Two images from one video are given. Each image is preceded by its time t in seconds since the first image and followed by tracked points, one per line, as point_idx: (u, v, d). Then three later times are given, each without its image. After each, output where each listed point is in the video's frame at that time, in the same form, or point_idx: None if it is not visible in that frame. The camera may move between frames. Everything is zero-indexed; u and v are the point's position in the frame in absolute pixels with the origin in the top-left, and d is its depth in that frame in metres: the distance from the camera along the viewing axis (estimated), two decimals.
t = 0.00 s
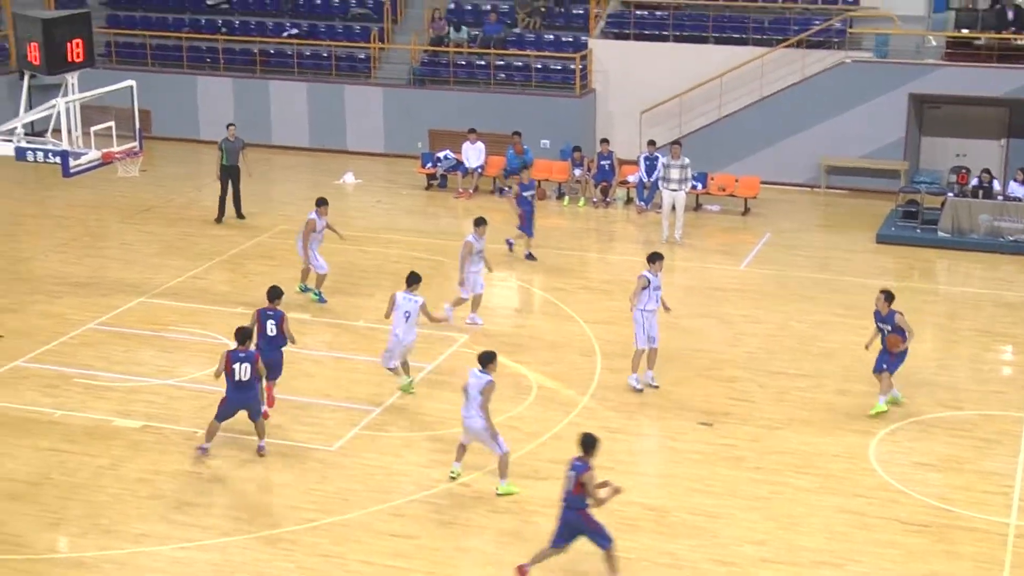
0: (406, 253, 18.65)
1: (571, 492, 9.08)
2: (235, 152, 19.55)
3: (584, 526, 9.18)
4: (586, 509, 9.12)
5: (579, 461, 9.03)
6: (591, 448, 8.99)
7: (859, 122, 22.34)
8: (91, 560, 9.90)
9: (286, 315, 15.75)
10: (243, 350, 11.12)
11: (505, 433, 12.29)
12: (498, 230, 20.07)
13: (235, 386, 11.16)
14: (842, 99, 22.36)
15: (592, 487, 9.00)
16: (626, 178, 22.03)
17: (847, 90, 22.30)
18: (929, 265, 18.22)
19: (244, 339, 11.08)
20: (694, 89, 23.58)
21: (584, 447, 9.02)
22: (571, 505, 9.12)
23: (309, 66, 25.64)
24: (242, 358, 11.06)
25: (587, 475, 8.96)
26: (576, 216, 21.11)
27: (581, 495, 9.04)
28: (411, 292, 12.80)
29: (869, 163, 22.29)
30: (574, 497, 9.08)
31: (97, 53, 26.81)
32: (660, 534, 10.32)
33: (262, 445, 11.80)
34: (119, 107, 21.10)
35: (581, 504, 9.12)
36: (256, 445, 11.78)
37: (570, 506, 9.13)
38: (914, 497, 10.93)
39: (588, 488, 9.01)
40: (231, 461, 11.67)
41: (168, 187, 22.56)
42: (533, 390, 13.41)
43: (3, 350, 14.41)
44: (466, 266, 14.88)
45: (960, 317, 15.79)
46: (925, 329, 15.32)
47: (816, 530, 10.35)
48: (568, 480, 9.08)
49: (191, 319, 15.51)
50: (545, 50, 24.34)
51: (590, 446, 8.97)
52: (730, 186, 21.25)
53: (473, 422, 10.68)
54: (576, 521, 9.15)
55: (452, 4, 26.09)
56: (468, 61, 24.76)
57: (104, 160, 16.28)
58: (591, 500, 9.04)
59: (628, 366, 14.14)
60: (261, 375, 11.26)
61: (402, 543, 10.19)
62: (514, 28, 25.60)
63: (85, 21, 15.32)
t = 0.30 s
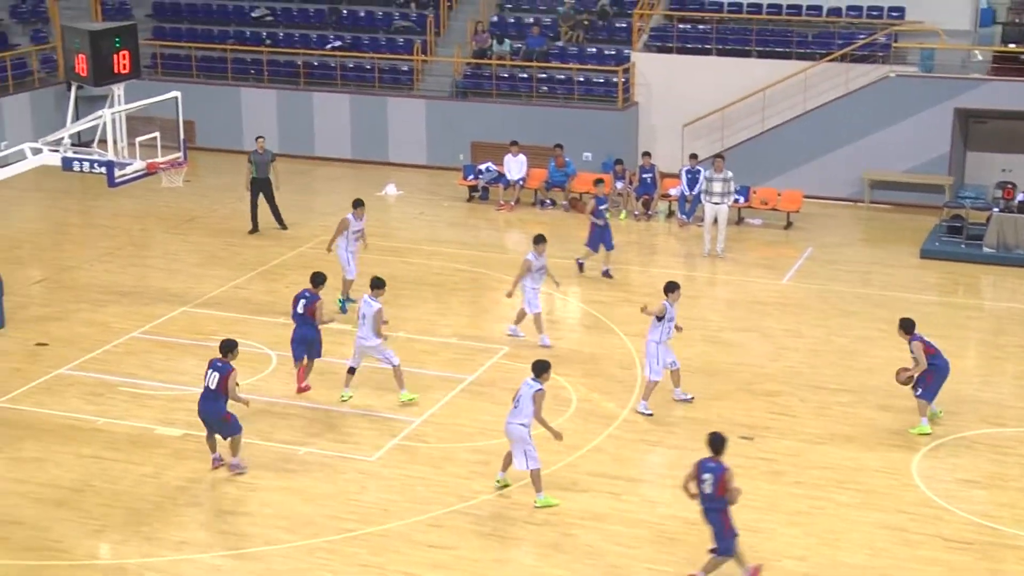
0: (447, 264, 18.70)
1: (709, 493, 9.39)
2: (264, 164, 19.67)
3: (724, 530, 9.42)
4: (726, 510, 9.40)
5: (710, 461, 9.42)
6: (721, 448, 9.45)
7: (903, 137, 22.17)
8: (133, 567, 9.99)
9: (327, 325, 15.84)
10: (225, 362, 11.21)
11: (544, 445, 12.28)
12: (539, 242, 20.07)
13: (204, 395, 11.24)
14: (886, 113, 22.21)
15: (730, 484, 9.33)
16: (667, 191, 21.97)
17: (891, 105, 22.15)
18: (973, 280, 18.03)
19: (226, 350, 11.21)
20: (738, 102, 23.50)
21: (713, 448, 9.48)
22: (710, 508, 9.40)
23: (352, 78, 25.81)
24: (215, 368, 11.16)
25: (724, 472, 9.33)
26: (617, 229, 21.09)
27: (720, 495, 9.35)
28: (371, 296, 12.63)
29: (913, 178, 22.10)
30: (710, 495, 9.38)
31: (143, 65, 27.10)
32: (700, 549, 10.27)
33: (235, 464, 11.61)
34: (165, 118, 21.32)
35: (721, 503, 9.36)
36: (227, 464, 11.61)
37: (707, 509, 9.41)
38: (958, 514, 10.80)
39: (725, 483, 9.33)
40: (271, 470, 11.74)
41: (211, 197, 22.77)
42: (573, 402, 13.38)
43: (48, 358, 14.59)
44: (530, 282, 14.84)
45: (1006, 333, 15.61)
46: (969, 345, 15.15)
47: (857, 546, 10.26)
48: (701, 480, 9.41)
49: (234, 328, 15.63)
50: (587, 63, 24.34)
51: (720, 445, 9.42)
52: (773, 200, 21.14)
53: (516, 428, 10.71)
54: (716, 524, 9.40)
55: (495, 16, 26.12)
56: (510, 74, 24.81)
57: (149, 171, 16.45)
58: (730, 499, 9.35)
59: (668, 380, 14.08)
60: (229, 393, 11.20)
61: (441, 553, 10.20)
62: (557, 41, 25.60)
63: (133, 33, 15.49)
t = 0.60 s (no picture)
0: (489, 261, 18.72)
1: (818, 485, 9.34)
2: (298, 160, 19.77)
3: (841, 517, 9.42)
4: (840, 499, 9.37)
5: (819, 452, 9.35)
6: (829, 438, 9.32)
7: (950, 136, 21.93)
8: (174, 559, 10.09)
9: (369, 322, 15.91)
10: (216, 382, 10.61)
11: (584, 444, 12.26)
12: (581, 241, 20.03)
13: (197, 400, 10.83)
14: (933, 113, 21.98)
15: (840, 476, 9.25)
16: (710, 190, 21.85)
17: (938, 104, 21.92)
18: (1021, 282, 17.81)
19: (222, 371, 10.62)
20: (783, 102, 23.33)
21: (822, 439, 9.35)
22: (822, 498, 9.38)
23: (396, 75, 25.90)
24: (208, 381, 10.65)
25: (832, 464, 9.24)
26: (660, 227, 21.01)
27: (830, 486, 9.29)
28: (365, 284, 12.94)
29: (960, 179, 21.86)
30: (821, 488, 9.34)
31: (189, 61, 27.32)
32: (741, 549, 10.22)
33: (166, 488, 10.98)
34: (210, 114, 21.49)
35: (831, 494, 9.33)
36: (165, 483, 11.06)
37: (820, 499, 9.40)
38: (1002, 518, 10.68)
39: (833, 477, 9.25)
40: (312, 465, 11.82)
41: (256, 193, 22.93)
42: (614, 401, 13.35)
43: (93, 352, 14.75)
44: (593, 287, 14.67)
45: None
46: (1016, 347, 14.97)
47: (899, 549, 10.15)
48: (810, 473, 9.37)
49: (276, 324, 15.74)
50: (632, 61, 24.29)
51: (825, 437, 9.28)
52: (817, 200, 20.98)
53: (554, 426, 10.71)
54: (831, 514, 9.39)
55: (540, 14, 26.10)
56: (554, 72, 24.80)
57: (194, 166, 16.59)
58: (841, 490, 9.29)
59: (709, 379, 14.03)
60: (204, 412, 10.67)
61: (480, 550, 10.22)
62: (601, 39, 25.55)
63: (178, 29, 15.66)
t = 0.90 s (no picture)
0: (496, 261, 18.72)
1: (877, 487, 9.43)
2: (301, 162, 19.81)
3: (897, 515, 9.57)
4: (897, 499, 9.50)
5: (874, 455, 9.40)
6: (882, 442, 9.36)
7: (959, 137, 21.88)
8: (181, 558, 10.11)
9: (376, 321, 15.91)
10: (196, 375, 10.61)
11: (592, 444, 12.25)
12: (590, 240, 20.01)
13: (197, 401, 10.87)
14: (941, 113, 21.94)
15: (899, 477, 9.36)
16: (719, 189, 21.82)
17: (946, 104, 21.88)
18: None
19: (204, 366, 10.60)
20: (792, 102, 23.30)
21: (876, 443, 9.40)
22: (879, 499, 9.48)
23: (404, 75, 25.91)
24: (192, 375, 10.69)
25: (891, 467, 9.32)
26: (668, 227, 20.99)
27: (890, 488, 9.40)
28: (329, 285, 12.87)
29: (969, 179, 21.81)
30: (881, 491, 9.43)
31: (197, 60, 27.36)
32: (747, 549, 10.21)
33: (167, 490, 11.01)
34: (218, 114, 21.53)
35: (890, 495, 9.44)
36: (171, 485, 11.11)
37: (875, 501, 9.50)
38: (1010, 518, 10.66)
39: (893, 479, 9.36)
40: (319, 464, 11.83)
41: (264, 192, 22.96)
42: (621, 401, 13.34)
43: (102, 351, 14.78)
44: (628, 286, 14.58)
45: None
46: None
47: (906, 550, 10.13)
48: (868, 477, 9.42)
49: (284, 323, 15.76)
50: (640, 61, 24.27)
51: (882, 442, 9.31)
52: (825, 200, 20.93)
53: (555, 411, 10.96)
54: (888, 513, 9.51)
55: (548, 13, 26.09)
56: (562, 72, 24.79)
57: (203, 166, 16.61)
58: (901, 491, 9.39)
59: (717, 379, 14.01)
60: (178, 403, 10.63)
61: (487, 550, 10.23)
62: (609, 38, 25.54)
63: (187, 29, 15.70)
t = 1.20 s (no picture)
0: (495, 261, 18.72)
1: (893, 475, 9.39)
2: (295, 162, 19.81)
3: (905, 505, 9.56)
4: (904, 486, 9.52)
5: (887, 442, 9.38)
6: (895, 429, 9.38)
7: (957, 137, 21.90)
8: (180, 558, 10.10)
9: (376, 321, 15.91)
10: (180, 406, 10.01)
11: (591, 443, 12.25)
12: (589, 240, 20.00)
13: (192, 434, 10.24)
14: (940, 113, 21.95)
15: (914, 461, 9.40)
16: (718, 189, 21.80)
17: (945, 105, 21.89)
18: None
19: (187, 395, 9.94)
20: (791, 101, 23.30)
21: (886, 431, 9.41)
22: (893, 488, 9.43)
23: (403, 74, 25.92)
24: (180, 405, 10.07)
25: (910, 451, 9.34)
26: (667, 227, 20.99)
27: (906, 474, 9.40)
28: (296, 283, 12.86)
29: (968, 178, 21.81)
30: (897, 479, 9.41)
31: (196, 60, 27.36)
32: (747, 549, 10.21)
33: (167, 530, 10.34)
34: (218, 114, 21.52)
35: (905, 481, 9.45)
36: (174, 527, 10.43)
37: (891, 490, 9.44)
38: (1009, 518, 10.67)
39: (911, 464, 9.38)
40: (318, 464, 11.83)
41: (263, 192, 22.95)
42: (621, 401, 13.34)
43: (100, 350, 14.78)
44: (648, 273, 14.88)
45: None
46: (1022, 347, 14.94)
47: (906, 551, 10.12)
48: (884, 466, 9.36)
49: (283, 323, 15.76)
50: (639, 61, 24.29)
51: (896, 428, 9.35)
52: (824, 200, 20.94)
53: (547, 411, 11.09)
54: (900, 503, 9.48)
55: (547, 13, 26.09)
56: (561, 71, 24.81)
57: (202, 165, 16.60)
58: (915, 476, 9.43)
59: (716, 378, 14.01)
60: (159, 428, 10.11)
61: (487, 549, 10.23)
62: (608, 38, 25.54)
63: (186, 28, 15.70)
